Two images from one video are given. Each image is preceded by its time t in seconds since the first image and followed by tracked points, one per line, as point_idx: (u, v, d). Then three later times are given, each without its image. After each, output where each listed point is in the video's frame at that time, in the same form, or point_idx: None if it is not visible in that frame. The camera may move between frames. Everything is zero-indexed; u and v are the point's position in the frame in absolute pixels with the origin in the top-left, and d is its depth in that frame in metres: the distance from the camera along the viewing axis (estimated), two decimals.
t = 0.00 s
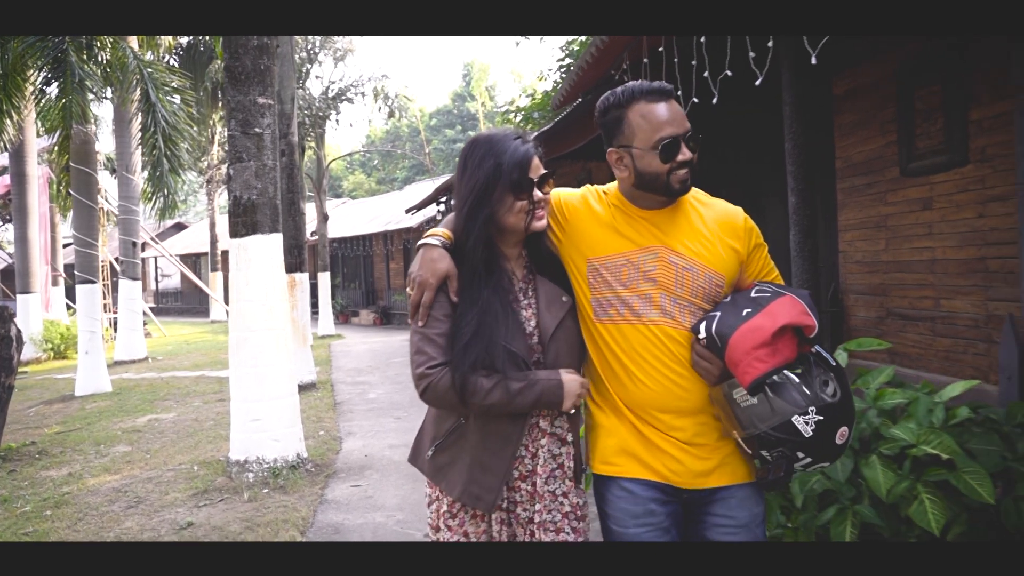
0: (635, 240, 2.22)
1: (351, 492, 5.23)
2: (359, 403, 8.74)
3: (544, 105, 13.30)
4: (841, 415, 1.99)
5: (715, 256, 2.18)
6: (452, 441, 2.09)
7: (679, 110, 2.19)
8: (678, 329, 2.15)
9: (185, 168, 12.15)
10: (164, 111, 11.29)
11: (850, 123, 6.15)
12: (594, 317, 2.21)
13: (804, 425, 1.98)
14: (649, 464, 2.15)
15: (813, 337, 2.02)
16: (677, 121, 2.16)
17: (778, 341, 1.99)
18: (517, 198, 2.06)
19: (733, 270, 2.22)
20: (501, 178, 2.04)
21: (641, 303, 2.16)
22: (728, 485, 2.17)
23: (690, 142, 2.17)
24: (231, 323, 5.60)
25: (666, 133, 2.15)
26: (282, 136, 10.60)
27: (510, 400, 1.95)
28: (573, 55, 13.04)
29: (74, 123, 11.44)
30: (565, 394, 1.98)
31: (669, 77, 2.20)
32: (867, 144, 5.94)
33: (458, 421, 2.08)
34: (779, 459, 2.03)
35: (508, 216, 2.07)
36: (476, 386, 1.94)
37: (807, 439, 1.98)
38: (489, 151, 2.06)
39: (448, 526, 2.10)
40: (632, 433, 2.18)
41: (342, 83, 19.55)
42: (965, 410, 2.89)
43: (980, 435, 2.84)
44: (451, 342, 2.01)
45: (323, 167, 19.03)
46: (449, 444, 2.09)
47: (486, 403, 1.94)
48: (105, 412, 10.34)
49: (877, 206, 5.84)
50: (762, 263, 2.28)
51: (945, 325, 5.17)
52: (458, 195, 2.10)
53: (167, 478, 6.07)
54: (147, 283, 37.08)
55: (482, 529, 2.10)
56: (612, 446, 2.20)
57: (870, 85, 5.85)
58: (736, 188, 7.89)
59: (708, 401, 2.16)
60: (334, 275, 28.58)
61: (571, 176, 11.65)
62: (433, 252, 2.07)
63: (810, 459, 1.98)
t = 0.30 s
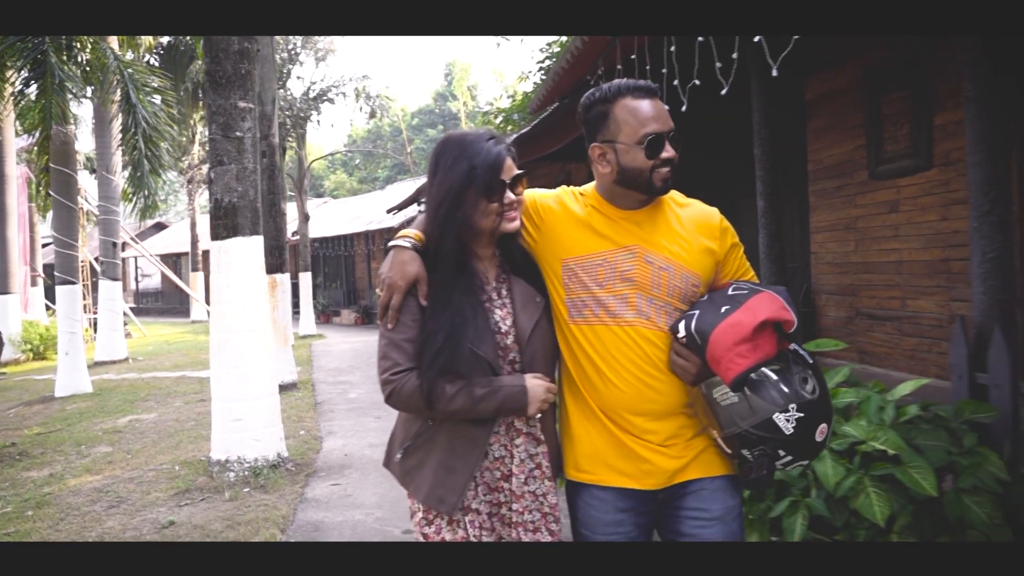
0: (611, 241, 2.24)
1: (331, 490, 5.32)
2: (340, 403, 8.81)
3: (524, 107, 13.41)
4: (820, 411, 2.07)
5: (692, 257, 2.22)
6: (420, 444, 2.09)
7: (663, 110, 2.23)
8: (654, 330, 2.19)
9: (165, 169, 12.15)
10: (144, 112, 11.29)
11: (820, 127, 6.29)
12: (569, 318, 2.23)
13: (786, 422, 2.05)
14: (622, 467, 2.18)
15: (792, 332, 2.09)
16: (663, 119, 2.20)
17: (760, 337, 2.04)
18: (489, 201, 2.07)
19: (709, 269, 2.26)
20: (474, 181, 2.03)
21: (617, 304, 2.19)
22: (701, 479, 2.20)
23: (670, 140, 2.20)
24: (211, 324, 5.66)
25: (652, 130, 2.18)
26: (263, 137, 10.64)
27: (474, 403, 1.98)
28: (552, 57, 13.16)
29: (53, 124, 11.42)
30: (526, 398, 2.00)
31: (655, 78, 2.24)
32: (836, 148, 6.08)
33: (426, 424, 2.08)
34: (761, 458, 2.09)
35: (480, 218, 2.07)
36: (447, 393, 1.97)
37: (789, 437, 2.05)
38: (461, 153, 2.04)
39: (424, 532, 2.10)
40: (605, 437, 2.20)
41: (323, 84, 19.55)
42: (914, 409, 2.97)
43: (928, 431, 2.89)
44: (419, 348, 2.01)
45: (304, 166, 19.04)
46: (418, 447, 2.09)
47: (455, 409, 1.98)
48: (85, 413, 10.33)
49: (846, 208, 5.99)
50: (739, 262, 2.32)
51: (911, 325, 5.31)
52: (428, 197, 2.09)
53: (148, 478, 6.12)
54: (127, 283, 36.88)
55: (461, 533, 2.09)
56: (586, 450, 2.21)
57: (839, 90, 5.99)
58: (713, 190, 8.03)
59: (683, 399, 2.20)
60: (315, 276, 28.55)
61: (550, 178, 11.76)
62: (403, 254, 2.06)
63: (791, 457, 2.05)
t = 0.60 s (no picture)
0: (581, 256, 2.14)
1: (306, 488, 5.40)
2: (315, 402, 8.88)
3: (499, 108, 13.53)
4: (794, 435, 2.00)
5: (665, 278, 2.11)
6: (391, 446, 2.04)
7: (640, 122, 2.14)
8: (625, 349, 2.10)
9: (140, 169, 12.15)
10: (119, 112, 11.28)
11: (787, 131, 6.43)
12: (539, 333, 2.15)
13: (759, 446, 1.97)
14: (589, 487, 2.12)
15: (765, 356, 2.01)
16: (640, 131, 2.11)
17: (732, 362, 1.97)
18: (454, 198, 2.01)
19: (682, 291, 2.14)
20: (438, 178, 1.98)
21: (587, 321, 2.10)
22: (669, 503, 2.13)
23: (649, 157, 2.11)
24: (187, 324, 5.72)
25: (628, 143, 2.09)
26: (239, 138, 10.69)
27: (436, 402, 1.93)
28: (527, 59, 13.28)
29: (26, 124, 11.40)
30: (486, 396, 1.95)
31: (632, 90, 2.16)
32: (802, 151, 6.22)
33: (396, 426, 2.03)
34: (733, 481, 2.02)
35: (444, 214, 2.01)
36: (413, 394, 1.93)
37: (762, 459, 1.98)
38: (429, 149, 2.00)
39: (400, 535, 2.04)
40: (574, 455, 2.12)
41: (299, 84, 19.57)
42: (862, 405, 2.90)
43: (873, 427, 2.81)
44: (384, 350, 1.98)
45: (280, 166, 19.05)
46: (388, 450, 2.04)
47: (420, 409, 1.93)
48: (60, 414, 10.33)
49: (811, 211, 6.13)
50: (713, 282, 2.19)
51: (872, 325, 5.47)
52: (395, 193, 2.04)
53: (124, 478, 6.17)
54: (101, 284, 36.68)
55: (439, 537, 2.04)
56: (554, 467, 2.15)
57: (804, 95, 6.14)
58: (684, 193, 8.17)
59: (655, 418, 2.11)
60: (292, 276, 28.53)
61: (525, 179, 11.90)
62: (371, 252, 2.02)
63: (764, 480, 1.99)
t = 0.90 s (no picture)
0: (569, 266, 2.08)
1: (293, 485, 5.49)
2: (301, 401, 8.97)
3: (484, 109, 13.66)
4: (784, 455, 1.91)
5: (655, 291, 2.06)
6: (378, 461, 1.93)
7: (619, 139, 2.05)
8: (613, 361, 2.02)
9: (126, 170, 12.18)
10: (104, 113, 11.32)
11: (764, 134, 6.56)
12: (524, 342, 2.08)
13: (746, 464, 1.88)
14: (567, 497, 2.03)
15: (754, 376, 1.91)
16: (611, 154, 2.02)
17: (718, 379, 1.87)
18: (430, 205, 1.95)
19: (673, 306, 2.08)
20: (415, 180, 1.92)
21: (575, 331, 2.03)
22: (651, 518, 2.03)
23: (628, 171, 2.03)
24: (174, 324, 5.79)
25: (598, 167, 2.03)
26: (225, 139, 10.76)
27: (408, 380, 1.83)
28: (512, 61, 13.41)
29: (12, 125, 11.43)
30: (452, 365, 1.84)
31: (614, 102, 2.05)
32: (779, 154, 6.35)
33: (383, 439, 1.93)
34: (719, 501, 1.93)
35: (421, 221, 1.96)
36: (388, 385, 1.83)
37: (749, 479, 1.89)
38: (408, 154, 1.94)
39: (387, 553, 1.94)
40: (556, 468, 2.03)
41: (285, 84, 19.64)
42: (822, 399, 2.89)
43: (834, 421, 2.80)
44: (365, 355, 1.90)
45: (266, 167, 19.12)
46: (376, 464, 1.93)
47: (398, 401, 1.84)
48: (47, 413, 10.40)
49: (788, 212, 6.26)
50: (705, 298, 2.13)
51: (847, 323, 5.60)
52: (375, 199, 1.98)
53: (112, 476, 6.25)
54: (87, 284, 36.66)
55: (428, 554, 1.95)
56: (536, 479, 2.06)
57: (781, 98, 6.27)
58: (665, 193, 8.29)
59: (641, 431, 2.03)
60: (278, 275, 28.60)
61: (509, 179, 12.03)
62: (349, 258, 1.94)
63: (752, 500, 1.89)
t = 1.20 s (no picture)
0: (567, 260, 2.05)
1: (291, 481, 5.59)
2: (299, 400, 9.06)
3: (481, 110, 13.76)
4: (784, 446, 1.93)
5: (655, 283, 2.04)
6: (378, 469, 1.87)
7: (595, 143, 2.00)
8: (611, 355, 2.00)
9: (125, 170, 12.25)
10: (104, 114, 11.39)
11: (755, 135, 6.67)
12: (521, 339, 2.04)
13: (746, 456, 1.90)
14: (569, 494, 1.99)
15: (753, 364, 1.91)
16: (579, 160, 2.00)
17: (716, 365, 1.87)
18: (422, 207, 1.90)
19: (672, 299, 2.07)
20: (406, 180, 1.87)
21: (573, 326, 2.00)
22: (650, 519, 2.02)
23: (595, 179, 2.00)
24: (173, 323, 5.88)
25: (567, 170, 2.02)
26: (224, 140, 10.85)
27: (390, 363, 1.74)
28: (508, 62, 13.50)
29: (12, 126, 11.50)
30: (427, 318, 1.74)
31: (593, 104, 1.98)
32: (769, 155, 6.45)
33: (383, 446, 1.87)
34: (719, 494, 1.93)
35: (413, 225, 1.92)
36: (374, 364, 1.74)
37: (749, 471, 1.90)
38: (400, 157, 1.88)
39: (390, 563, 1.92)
40: (556, 466, 2.00)
41: (283, 85, 19.71)
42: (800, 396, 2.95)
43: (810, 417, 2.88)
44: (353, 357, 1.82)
45: (264, 167, 19.20)
46: (375, 473, 1.87)
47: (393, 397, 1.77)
48: (48, 411, 10.49)
49: (778, 212, 6.37)
50: (704, 290, 2.12)
51: (834, 322, 5.71)
52: (367, 201, 1.93)
53: (113, 472, 6.35)
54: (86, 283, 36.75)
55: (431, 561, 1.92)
56: (535, 477, 2.03)
57: (770, 101, 6.38)
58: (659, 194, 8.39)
59: (640, 427, 2.01)
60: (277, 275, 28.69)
61: (506, 179, 12.13)
62: (334, 270, 1.91)
63: (752, 493, 1.90)
